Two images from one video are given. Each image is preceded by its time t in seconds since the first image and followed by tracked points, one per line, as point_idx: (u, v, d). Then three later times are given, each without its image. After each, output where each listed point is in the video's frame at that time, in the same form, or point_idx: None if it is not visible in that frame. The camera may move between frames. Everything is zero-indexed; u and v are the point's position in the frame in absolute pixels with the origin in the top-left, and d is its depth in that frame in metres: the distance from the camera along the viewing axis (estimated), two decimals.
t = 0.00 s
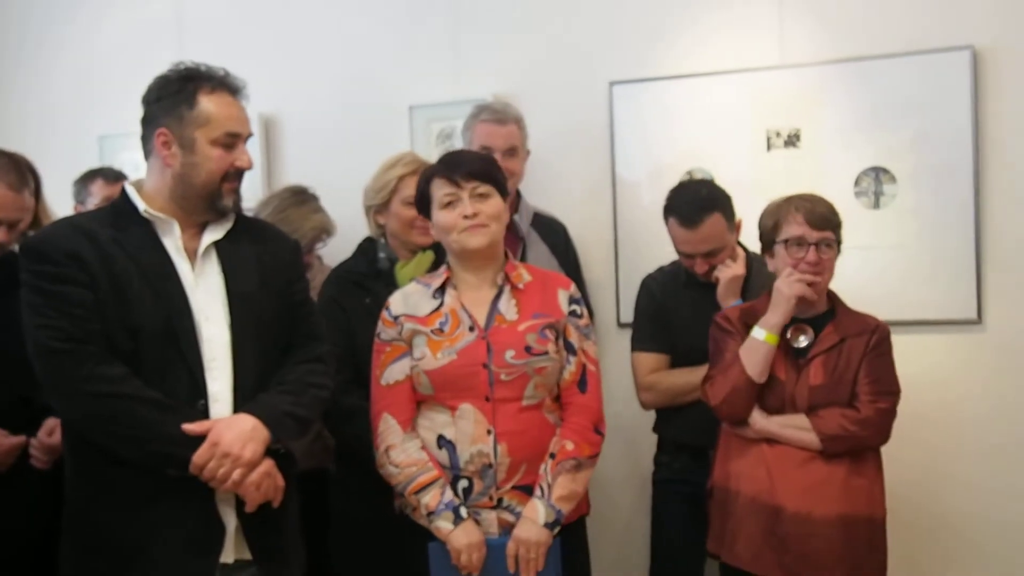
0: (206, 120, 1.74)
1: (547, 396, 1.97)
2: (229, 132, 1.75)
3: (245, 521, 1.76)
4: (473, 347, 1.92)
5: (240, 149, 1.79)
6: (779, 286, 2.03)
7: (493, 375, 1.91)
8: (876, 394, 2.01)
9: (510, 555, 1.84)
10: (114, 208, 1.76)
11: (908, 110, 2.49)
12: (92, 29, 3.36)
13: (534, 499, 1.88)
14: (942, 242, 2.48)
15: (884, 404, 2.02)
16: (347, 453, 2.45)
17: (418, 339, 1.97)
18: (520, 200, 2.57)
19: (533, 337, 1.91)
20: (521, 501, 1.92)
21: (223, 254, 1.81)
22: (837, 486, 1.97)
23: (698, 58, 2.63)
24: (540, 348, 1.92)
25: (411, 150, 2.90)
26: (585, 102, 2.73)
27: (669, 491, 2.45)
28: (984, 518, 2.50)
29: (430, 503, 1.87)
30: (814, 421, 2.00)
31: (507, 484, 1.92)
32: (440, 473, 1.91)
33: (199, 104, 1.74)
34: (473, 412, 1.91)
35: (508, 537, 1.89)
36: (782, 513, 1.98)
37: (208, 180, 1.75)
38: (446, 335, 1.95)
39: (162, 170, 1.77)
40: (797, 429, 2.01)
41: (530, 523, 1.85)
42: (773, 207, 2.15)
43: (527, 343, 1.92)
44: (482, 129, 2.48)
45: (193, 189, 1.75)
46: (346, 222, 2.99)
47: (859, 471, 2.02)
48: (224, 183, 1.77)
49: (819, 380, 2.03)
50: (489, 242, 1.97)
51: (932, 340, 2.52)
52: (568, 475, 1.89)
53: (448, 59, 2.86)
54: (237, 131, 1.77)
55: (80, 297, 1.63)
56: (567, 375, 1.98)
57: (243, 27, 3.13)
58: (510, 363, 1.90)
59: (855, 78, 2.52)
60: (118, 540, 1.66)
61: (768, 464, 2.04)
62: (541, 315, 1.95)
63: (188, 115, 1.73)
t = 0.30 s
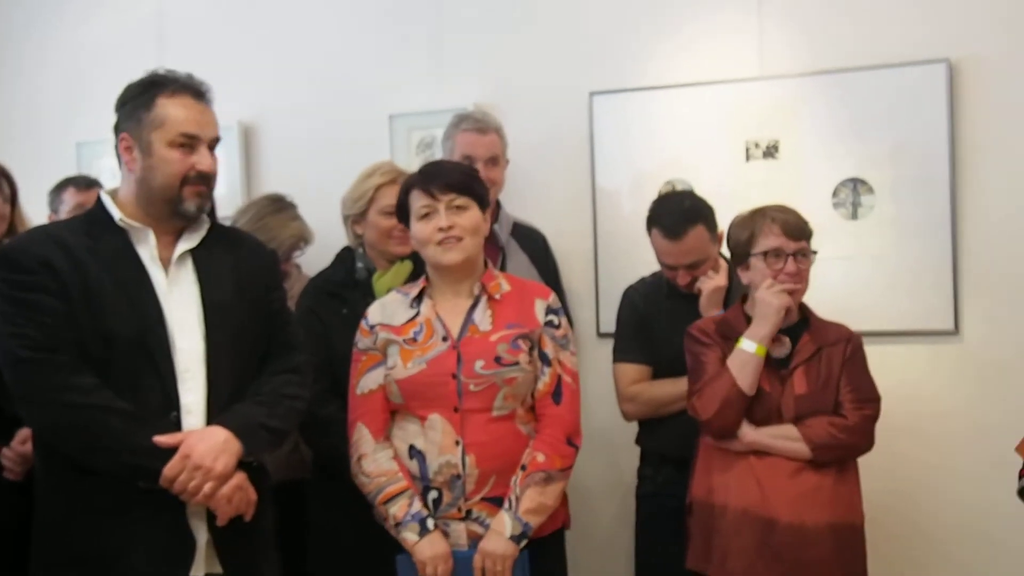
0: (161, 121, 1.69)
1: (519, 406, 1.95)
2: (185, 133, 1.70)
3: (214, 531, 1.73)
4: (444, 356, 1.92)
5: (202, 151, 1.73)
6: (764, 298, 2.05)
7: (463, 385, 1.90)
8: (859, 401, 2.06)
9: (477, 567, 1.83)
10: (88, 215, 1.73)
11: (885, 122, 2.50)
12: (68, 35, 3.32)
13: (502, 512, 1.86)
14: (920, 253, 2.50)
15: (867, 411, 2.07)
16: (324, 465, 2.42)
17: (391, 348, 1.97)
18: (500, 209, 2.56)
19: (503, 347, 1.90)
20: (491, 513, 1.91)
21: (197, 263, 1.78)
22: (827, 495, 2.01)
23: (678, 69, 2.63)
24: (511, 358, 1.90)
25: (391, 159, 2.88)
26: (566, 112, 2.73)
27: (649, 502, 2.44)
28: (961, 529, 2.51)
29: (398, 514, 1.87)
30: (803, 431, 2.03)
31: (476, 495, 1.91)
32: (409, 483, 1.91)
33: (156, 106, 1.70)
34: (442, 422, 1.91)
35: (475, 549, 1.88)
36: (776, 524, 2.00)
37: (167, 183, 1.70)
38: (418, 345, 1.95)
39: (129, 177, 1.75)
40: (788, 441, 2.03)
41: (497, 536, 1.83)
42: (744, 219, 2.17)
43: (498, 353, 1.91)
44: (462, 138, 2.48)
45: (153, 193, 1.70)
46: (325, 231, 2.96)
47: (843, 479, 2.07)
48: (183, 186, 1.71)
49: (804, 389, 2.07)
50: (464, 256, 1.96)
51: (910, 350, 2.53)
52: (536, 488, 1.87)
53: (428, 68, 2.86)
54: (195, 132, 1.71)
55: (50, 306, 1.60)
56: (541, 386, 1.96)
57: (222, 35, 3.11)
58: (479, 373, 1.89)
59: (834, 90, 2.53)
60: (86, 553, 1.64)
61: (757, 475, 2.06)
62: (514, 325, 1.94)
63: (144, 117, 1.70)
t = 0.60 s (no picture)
0: (102, 144, 1.65)
1: (488, 428, 1.90)
2: (125, 154, 1.66)
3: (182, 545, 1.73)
4: (413, 378, 1.86)
5: (147, 170, 1.68)
6: (734, 319, 2.04)
7: (432, 407, 1.84)
8: (827, 421, 2.05)
9: None
10: (50, 234, 1.71)
11: (850, 144, 2.53)
12: (33, 55, 3.30)
13: (471, 535, 1.81)
14: (885, 275, 2.52)
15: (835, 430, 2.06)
16: (290, 487, 2.39)
17: (359, 369, 1.89)
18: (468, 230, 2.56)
19: (473, 368, 1.85)
20: (459, 536, 1.86)
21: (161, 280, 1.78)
22: (798, 516, 2.00)
23: (645, 91, 2.64)
24: (480, 380, 1.85)
25: (359, 180, 2.87)
26: (533, 133, 2.73)
27: (619, 523, 2.42)
28: (929, 549, 2.51)
29: (366, 538, 1.82)
30: (772, 451, 2.02)
31: (444, 519, 1.86)
32: (377, 507, 1.85)
33: (97, 128, 1.66)
34: (411, 444, 1.85)
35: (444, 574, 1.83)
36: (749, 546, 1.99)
37: (113, 206, 1.66)
38: (387, 366, 1.88)
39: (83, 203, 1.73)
40: (759, 461, 2.02)
41: (465, 560, 1.79)
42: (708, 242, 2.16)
43: (468, 374, 1.86)
44: (433, 159, 2.41)
45: (101, 217, 1.67)
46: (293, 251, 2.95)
47: (812, 498, 2.07)
48: (130, 208, 1.67)
49: (772, 411, 2.06)
50: (435, 279, 1.90)
51: (876, 371, 2.54)
52: (506, 511, 1.82)
53: (396, 89, 2.85)
54: (135, 152, 1.66)
55: (10, 324, 1.58)
56: (510, 408, 1.90)
57: (189, 54, 3.09)
58: (449, 395, 1.84)
59: (799, 113, 2.55)
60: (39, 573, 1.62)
61: (728, 497, 2.05)
62: (484, 346, 1.89)
63: (87, 141, 1.67)
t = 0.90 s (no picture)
0: (54, 173, 1.63)
1: (458, 446, 1.90)
2: (74, 186, 1.63)
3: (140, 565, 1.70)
4: (384, 397, 1.85)
5: (96, 201, 1.65)
6: (698, 335, 2.03)
7: (405, 425, 1.84)
8: (789, 438, 2.06)
9: None
10: (10, 252, 1.70)
11: (811, 163, 2.55)
12: None
13: (447, 553, 1.81)
14: (847, 292, 2.54)
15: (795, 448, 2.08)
16: (251, 507, 2.37)
17: (327, 389, 1.87)
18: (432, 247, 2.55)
19: (446, 387, 1.86)
20: (431, 554, 1.84)
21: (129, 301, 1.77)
22: (758, 532, 2.01)
23: (607, 110, 2.66)
24: (452, 398, 1.86)
25: (323, 197, 2.87)
26: (497, 151, 2.74)
27: (585, 541, 2.42)
28: (891, 564, 2.53)
29: (336, 558, 1.78)
30: (733, 467, 2.02)
31: (417, 537, 1.84)
32: (347, 526, 1.82)
33: (50, 156, 1.64)
34: (383, 463, 1.83)
35: None
36: (709, 562, 1.99)
37: (63, 235, 1.65)
38: (357, 385, 1.87)
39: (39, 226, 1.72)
40: (721, 476, 2.02)
41: None
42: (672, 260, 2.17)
43: (439, 393, 1.86)
44: (398, 176, 2.41)
45: (52, 243, 1.66)
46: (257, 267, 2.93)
47: (772, 514, 2.07)
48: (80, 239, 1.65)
49: (734, 427, 2.07)
50: (407, 300, 1.92)
51: (838, 387, 2.56)
52: (481, 528, 1.84)
53: (359, 106, 2.86)
54: (84, 185, 1.64)
55: None
56: (479, 426, 1.93)
57: (154, 70, 3.08)
58: (422, 413, 1.84)
59: (761, 132, 2.57)
60: None
61: (689, 511, 2.05)
62: (453, 365, 1.90)
63: (41, 167, 1.65)
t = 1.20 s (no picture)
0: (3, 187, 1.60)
1: (418, 459, 1.89)
2: (24, 200, 1.60)
3: None
4: (345, 411, 1.81)
5: (46, 218, 1.62)
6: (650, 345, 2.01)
7: (367, 439, 1.81)
8: (745, 447, 2.02)
9: None
10: None
11: (764, 173, 2.57)
12: None
13: (409, 564, 1.80)
14: (799, 300, 2.56)
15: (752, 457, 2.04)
16: (207, 524, 2.32)
17: (286, 404, 1.82)
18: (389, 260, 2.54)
19: (406, 400, 1.84)
20: (393, 567, 1.83)
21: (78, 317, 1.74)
22: (714, 541, 1.97)
23: (561, 123, 2.68)
24: (414, 412, 1.84)
25: (278, 212, 2.88)
26: (452, 163, 2.75)
27: (543, 553, 2.41)
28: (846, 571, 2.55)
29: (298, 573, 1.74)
30: (688, 476, 1.99)
31: (379, 549, 1.82)
32: (308, 541, 1.78)
33: None
34: (345, 477, 1.80)
35: None
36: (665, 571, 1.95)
37: (12, 252, 1.61)
38: (316, 400, 1.83)
39: None
40: (675, 486, 1.98)
41: None
42: (624, 274, 2.15)
43: (401, 407, 1.84)
44: (353, 190, 2.40)
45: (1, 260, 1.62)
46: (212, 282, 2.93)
47: (729, 522, 2.03)
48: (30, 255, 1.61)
49: (690, 437, 2.03)
50: (369, 314, 1.88)
51: (792, 395, 2.58)
52: (441, 539, 1.84)
53: (314, 121, 2.87)
54: (35, 200, 1.61)
55: None
56: (437, 440, 1.92)
57: (110, 85, 3.08)
58: (383, 427, 1.81)
59: (714, 143, 2.59)
60: None
61: (644, 519, 2.01)
62: (412, 378, 1.89)
63: None
